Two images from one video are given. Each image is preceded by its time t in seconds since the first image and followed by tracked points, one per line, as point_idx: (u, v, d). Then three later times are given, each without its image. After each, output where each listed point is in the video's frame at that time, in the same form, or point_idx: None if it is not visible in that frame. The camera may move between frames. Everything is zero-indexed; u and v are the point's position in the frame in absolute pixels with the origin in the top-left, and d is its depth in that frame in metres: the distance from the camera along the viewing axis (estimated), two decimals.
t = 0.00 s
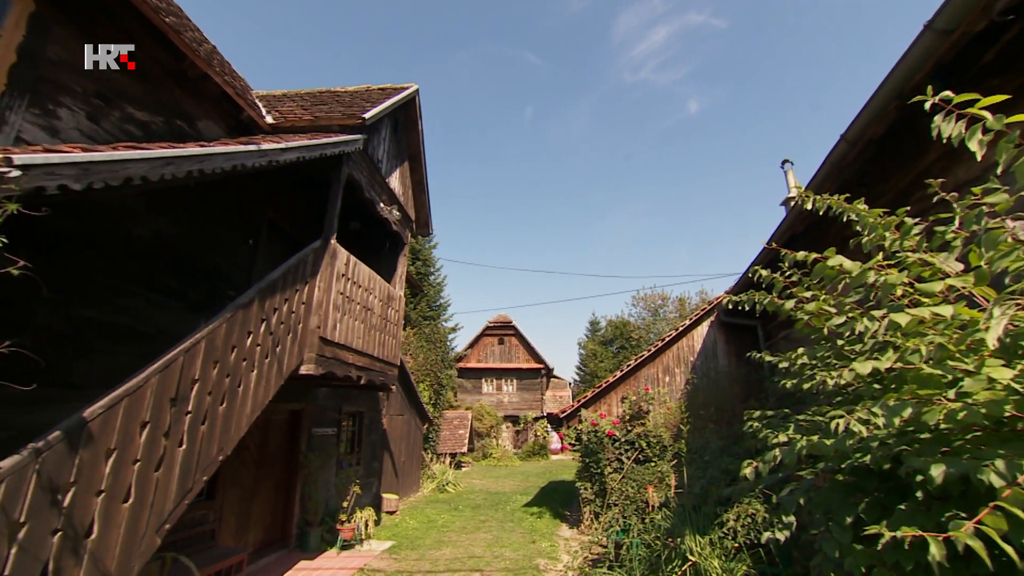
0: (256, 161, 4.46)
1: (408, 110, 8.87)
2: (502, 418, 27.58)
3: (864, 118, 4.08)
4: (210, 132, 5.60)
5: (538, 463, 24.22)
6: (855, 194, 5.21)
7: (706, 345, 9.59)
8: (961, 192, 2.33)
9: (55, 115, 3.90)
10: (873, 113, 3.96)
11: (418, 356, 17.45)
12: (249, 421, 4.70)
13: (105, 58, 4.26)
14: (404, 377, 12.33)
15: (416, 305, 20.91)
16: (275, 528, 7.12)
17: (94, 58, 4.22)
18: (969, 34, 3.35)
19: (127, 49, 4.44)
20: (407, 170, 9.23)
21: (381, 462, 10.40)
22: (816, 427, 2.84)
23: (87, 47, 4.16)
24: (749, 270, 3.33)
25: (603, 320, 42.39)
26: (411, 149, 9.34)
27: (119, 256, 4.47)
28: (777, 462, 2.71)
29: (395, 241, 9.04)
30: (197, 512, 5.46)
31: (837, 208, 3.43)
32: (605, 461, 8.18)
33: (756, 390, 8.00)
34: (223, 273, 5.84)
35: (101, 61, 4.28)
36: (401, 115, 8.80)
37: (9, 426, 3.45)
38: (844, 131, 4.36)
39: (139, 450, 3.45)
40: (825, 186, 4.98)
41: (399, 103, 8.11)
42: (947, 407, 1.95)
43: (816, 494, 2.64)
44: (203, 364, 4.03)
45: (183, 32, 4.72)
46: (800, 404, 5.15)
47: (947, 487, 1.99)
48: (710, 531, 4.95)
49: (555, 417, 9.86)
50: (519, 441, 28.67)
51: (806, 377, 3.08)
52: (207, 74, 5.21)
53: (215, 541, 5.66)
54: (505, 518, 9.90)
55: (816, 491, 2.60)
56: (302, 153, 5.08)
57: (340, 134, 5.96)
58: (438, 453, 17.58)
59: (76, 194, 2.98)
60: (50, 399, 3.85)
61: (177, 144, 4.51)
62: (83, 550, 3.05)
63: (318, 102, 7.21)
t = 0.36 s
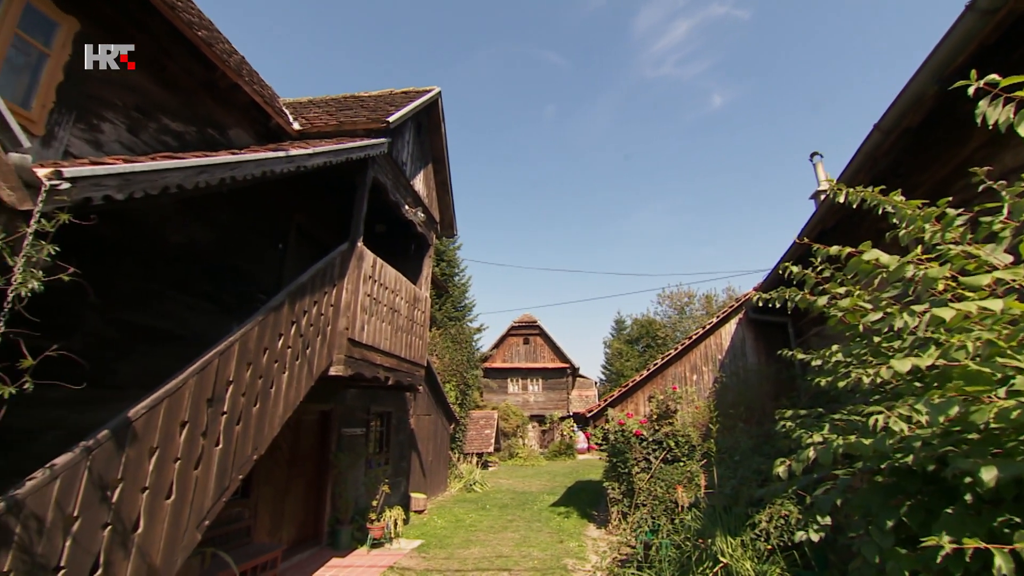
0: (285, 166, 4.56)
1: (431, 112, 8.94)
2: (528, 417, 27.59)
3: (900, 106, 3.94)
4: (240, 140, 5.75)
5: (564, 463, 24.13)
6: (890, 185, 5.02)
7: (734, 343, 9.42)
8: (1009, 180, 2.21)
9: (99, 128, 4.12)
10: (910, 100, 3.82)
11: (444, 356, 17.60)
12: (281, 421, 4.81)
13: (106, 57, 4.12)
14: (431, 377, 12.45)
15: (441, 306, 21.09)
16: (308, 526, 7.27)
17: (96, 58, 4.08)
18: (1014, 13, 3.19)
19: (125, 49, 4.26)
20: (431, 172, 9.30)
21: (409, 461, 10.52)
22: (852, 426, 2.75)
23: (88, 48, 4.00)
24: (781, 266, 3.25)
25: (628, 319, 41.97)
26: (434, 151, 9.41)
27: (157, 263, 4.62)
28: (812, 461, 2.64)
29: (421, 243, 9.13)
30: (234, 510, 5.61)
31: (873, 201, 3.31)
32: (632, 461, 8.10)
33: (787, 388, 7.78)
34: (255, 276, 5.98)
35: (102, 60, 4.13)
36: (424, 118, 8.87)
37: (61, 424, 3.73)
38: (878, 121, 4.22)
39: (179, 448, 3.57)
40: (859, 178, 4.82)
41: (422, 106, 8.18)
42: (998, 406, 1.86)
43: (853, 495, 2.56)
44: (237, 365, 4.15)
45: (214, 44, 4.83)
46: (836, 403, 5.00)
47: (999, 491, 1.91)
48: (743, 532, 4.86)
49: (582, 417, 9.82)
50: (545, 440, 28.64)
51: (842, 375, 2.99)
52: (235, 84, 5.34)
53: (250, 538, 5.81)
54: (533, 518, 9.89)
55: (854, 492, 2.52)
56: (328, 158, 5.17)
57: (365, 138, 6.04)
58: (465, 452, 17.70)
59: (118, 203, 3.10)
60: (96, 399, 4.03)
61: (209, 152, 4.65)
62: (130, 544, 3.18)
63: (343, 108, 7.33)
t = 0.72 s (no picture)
0: (310, 171, 4.64)
1: (452, 114, 8.99)
2: (551, 417, 27.54)
3: (936, 94, 3.80)
4: (267, 147, 5.87)
5: (588, 463, 23.99)
6: (926, 176, 4.85)
7: (761, 341, 9.24)
8: None
9: (134, 139, 4.26)
10: (947, 87, 3.68)
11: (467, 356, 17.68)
12: (310, 421, 4.90)
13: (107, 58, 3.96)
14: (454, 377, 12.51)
15: (464, 306, 21.21)
16: (336, 525, 7.39)
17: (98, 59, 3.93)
18: None
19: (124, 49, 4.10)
20: (453, 173, 9.35)
21: (434, 461, 10.60)
22: (888, 426, 2.66)
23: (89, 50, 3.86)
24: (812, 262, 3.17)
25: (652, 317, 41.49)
26: (455, 152, 9.46)
27: (190, 268, 4.74)
28: (846, 460, 2.56)
29: (444, 244, 9.18)
30: (265, 508, 5.74)
31: (908, 193, 3.20)
32: (658, 460, 7.98)
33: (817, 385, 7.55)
34: (282, 279, 6.10)
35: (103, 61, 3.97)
36: (445, 119, 8.93)
37: (103, 423, 3.88)
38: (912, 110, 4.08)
39: (214, 448, 3.67)
40: (891, 169, 4.67)
41: (442, 107, 8.24)
42: None
43: (891, 496, 2.48)
44: (267, 367, 4.24)
45: (241, 53, 4.94)
46: (871, 402, 4.85)
47: None
48: (773, 534, 4.76)
49: (606, 416, 9.75)
50: (569, 440, 28.54)
51: (877, 373, 2.90)
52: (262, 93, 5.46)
53: (281, 535, 5.94)
54: (558, 518, 9.85)
55: (892, 494, 2.44)
56: (352, 161, 5.24)
57: (388, 141, 6.10)
58: (489, 452, 17.76)
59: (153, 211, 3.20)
60: (136, 400, 4.18)
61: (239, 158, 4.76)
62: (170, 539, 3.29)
63: (365, 112, 7.42)
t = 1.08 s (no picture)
0: (335, 175, 4.71)
1: (473, 115, 9.02)
2: (576, 417, 27.43)
3: (974, 80, 3.65)
4: (293, 152, 5.98)
5: (614, 463, 23.80)
6: (966, 166, 4.66)
7: (789, 339, 9.04)
8: None
9: (168, 149, 4.41)
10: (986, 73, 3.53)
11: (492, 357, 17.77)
12: (339, 421, 4.98)
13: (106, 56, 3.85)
14: (479, 378, 12.57)
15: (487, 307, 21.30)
16: (364, 523, 7.51)
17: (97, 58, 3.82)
18: None
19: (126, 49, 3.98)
20: (475, 174, 9.38)
21: (460, 460, 10.67)
22: (929, 426, 2.57)
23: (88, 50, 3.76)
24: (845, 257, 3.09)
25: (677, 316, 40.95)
26: (477, 153, 9.49)
27: (222, 273, 4.87)
28: (885, 462, 2.48)
29: (467, 244, 9.22)
30: (295, 506, 5.85)
31: (947, 184, 3.08)
32: (685, 461, 7.86)
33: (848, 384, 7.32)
34: (309, 282, 6.21)
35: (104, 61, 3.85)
36: (466, 120, 8.96)
37: (144, 423, 4.03)
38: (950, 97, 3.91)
39: (247, 448, 3.76)
40: (926, 159, 4.51)
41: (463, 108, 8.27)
42: None
43: (934, 498, 2.39)
44: (297, 368, 4.33)
45: (267, 62, 5.05)
46: (909, 401, 4.68)
47: None
48: (806, 537, 4.65)
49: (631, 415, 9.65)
50: (594, 440, 28.39)
51: (917, 372, 2.80)
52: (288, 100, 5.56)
53: (311, 533, 6.05)
54: (584, 518, 9.81)
55: (934, 496, 2.35)
56: (376, 164, 5.30)
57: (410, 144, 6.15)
58: (514, 452, 17.80)
59: (187, 217, 3.29)
60: (174, 402, 4.32)
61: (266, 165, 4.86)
62: (207, 535, 3.39)
63: (388, 115, 7.50)
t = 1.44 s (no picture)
0: (359, 179, 4.77)
1: (493, 116, 9.03)
2: (600, 417, 27.28)
3: (1016, 65, 3.50)
4: (318, 158, 6.09)
5: (639, 463, 23.58)
6: (1009, 155, 4.47)
7: (819, 336, 8.81)
8: None
9: (200, 158, 4.54)
10: None
11: (516, 357, 17.81)
12: (366, 421, 5.04)
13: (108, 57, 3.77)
14: (503, 378, 12.61)
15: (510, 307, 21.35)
16: (391, 523, 7.60)
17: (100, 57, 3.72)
18: None
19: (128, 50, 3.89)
20: (496, 175, 9.39)
21: (485, 460, 10.71)
22: (973, 427, 2.47)
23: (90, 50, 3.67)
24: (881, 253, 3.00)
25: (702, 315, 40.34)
26: (498, 153, 9.50)
27: (251, 277, 4.98)
28: (925, 464, 2.40)
29: (489, 245, 9.25)
30: (325, 506, 5.95)
31: (989, 175, 2.96)
32: (712, 461, 7.75)
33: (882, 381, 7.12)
34: (335, 285, 6.31)
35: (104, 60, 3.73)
36: (487, 121, 8.98)
37: (181, 423, 4.15)
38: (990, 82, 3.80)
39: (277, 448, 3.84)
40: (965, 149, 4.35)
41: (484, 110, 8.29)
42: None
43: (980, 502, 2.31)
44: (324, 370, 4.40)
45: (292, 70, 5.14)
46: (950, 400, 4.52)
47: None
48: (840, 540, 4.54)
49: (657, 415, 9.55)
50: (619, 440, 28.18)
51: (960, 370, 2.70)
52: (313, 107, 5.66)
53: (340, 532, 6.15)
54: (610, 518, 9.74)
55: (981, 499, 2.26)
56: (398, 168, 5.35)
57: (432, 147, 6.19)
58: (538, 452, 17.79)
59: (218, 223, 3.38)
60: (209, 403, 4.44)
61: (293, 170, 4.95)
62: (241, 532, 3.48)
63: (410, 118, 7.56)
